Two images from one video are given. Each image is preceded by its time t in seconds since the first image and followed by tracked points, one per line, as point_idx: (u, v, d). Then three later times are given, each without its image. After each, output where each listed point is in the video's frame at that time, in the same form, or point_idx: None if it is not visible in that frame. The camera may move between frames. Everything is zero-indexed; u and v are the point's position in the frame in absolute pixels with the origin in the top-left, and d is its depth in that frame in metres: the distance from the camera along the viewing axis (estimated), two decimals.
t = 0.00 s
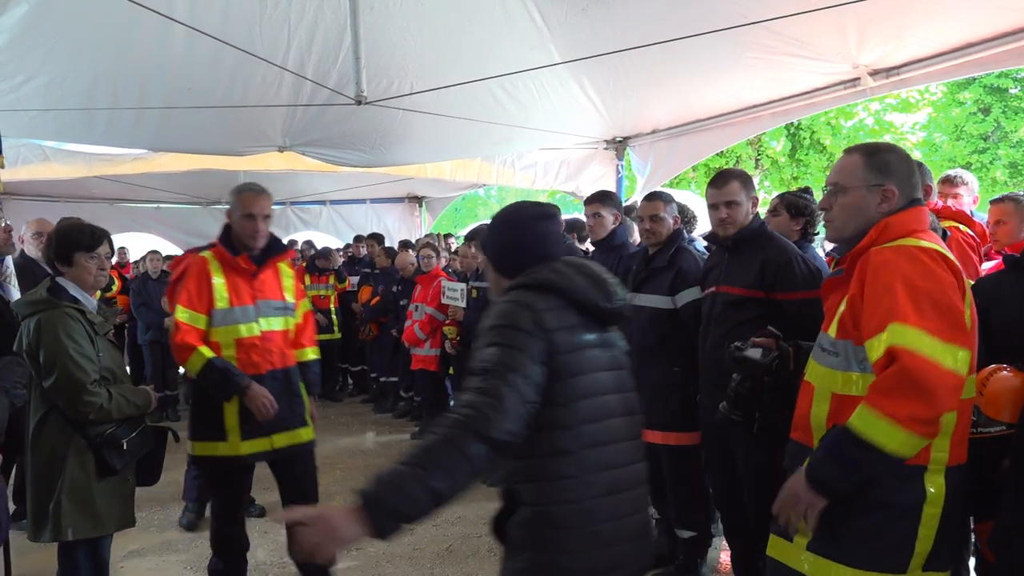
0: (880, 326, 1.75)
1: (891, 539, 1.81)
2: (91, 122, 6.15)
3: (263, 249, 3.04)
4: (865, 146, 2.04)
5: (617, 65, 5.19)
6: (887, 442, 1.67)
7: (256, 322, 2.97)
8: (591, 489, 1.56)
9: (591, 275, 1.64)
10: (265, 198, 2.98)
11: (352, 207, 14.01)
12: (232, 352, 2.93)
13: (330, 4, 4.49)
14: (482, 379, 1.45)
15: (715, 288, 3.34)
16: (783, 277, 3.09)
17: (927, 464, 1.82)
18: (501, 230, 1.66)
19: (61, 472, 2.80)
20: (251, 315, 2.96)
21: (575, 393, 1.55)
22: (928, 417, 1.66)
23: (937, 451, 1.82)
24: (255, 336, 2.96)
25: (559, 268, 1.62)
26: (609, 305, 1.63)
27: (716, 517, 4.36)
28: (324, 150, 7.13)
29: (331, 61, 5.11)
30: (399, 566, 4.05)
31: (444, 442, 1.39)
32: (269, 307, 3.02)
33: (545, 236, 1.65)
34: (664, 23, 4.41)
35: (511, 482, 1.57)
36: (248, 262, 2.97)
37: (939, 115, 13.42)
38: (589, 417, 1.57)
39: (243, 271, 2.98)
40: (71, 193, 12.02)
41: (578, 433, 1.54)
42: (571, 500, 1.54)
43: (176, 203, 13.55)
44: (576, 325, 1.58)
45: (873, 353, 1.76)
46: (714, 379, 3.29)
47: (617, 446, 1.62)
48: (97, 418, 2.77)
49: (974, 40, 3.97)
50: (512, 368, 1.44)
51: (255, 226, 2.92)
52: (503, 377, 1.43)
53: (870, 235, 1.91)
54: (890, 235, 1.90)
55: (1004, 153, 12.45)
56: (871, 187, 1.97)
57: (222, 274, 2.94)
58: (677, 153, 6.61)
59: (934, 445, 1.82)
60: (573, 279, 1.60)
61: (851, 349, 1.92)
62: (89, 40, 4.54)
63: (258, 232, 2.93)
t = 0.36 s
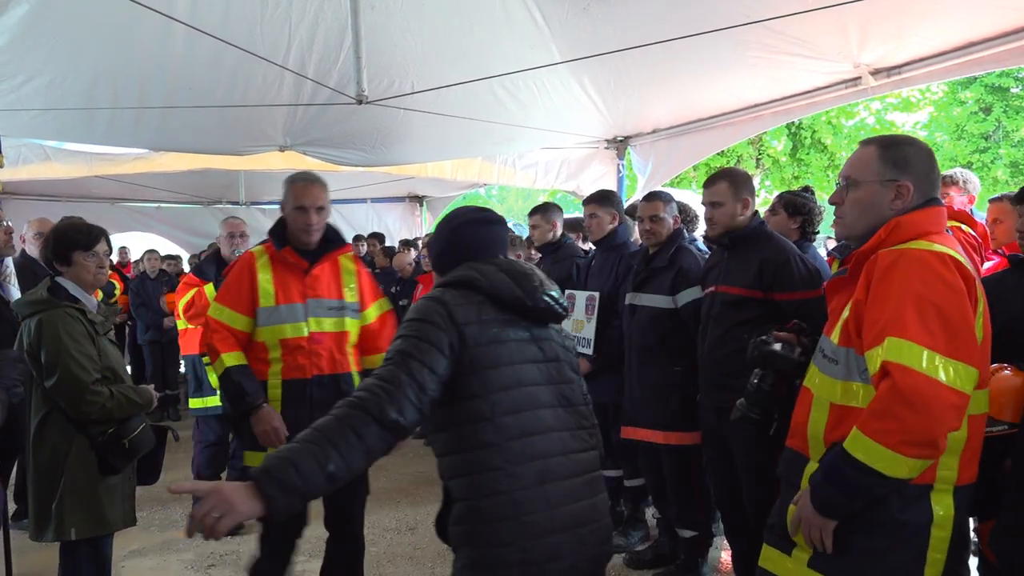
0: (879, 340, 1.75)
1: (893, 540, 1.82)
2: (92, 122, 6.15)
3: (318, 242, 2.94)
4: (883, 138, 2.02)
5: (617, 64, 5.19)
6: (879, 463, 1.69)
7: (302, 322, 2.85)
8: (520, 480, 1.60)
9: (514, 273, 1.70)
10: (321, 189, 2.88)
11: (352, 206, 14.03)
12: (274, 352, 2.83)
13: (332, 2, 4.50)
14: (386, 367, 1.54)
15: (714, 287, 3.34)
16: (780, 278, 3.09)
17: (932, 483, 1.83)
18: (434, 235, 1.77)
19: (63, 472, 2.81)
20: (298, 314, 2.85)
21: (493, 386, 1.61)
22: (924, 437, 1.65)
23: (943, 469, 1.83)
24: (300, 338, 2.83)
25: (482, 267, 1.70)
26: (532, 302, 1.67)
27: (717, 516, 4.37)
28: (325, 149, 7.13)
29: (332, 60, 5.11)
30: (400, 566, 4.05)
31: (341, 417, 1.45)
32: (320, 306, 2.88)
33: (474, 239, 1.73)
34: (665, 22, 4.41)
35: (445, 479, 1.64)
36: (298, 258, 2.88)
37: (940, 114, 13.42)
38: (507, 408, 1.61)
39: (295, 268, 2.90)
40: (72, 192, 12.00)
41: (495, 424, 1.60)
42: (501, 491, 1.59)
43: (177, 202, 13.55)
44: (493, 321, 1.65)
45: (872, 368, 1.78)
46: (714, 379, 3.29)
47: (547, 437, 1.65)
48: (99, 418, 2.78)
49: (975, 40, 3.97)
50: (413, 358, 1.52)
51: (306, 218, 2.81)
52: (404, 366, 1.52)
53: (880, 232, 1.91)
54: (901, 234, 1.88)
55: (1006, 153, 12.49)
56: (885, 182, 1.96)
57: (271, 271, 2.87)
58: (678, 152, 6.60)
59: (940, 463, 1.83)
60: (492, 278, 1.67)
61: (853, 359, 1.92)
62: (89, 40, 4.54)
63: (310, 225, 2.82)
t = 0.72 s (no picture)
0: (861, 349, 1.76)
1: (897, 540, 1.80)
2: (92, 121, 6.15)
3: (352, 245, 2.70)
4: (882, 134, 2.02)
5: (618, 64, 5.19)
6: (861, 472, 1.71)
7: (330, 336, 2.61)
8: (496, 482, 1.61)
9: (498, 272, 1.69)
10: (354, 186, 2.64)
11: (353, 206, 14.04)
12: (298, 369, 2.61)
13: (333, 1, 4.50)
14: (357, 364, 1.56)
15: (713, 287, 3.34)
16: (777, 278, 3.09)
17: (938, 497, 1.81)
18: (422, 229, 1.77)
19: (61, 472, 2.81)
20: (326, 326, 2.61)
21: (470, 388, 1.62)
22: (902, 445, 1.65)
23: (948, 483, 1.82)
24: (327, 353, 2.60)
25: (465, 266, 1.70)
26: (512, 303, 1.67)
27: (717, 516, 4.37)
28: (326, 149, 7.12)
29: (332, 60, 5.10)
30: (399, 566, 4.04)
31: (306, 410, 1.48)
32: (350, 318, 2.63)
33: (461, 237, 1.73)
34: (665, 21, 4.40)
35: (427, 479, 1.66)
36: (327, 265, 2.65)
37: (941, 113, 13.33)
38: (485, 410, 1.63)
39: (325, 276, 2.67)
40: (73, 191, 12.01)
41: (472, 427, 1.61)
42: (475, 494, 1.60)
43: (177, 201, 13.54)
44: (472, 322, 1.66)
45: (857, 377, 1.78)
46: (714, 379, 3.28)
47: (523, 440, 1.65)
48: (97, 418, 2.77)
49: (977, 39, 3.96)
50: (386, 358, 1.55)
51: (334, 219, 2.58)
52: (375, 365, 1.55)
53: (872, 235, 1.91)
54: (890, 236, 1.89)
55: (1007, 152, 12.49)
56: (886, 179, 1.95)
57: (298, 279, 2.65)
58: (679, 151, 6.59)
59: (944, 475, 1.81)
60: (473, 277, 1.67)
61: (844, 368, 1.91)
62: (89, 39, 4.54)
63: (337, 227, 2.59)
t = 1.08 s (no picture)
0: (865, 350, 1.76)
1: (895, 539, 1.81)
2: (92, 121, 6.16)
3: (364, 232, 2.54)
4: (892, 132, 2.02)
5: (618, 63, 5.19)
6: (867, 472, 1.70)
7: (344, 335, 2.46)
8: (499, 490, 1.60)
9: (499, 278, 1.68)
10: (364, 169, 2.48)
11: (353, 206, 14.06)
12: (309, 370, 2.46)
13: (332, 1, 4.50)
14: (349, 372, 1.54)
15: (713, 287, 3.33)
16: (776, 277, 3.09)
17: (935, 499, 1.81)
18: (418, 228, 1.73)
19: (58, 471, 2.81)
20: (340, 324, 2.46)
21: (470, 397, 1.62)
22: (909, 446, 1.65)
23: (946, 486, 1.81)
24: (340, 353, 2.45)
25: (464, 269, 1.68)
26: (513, 308, 1.66)
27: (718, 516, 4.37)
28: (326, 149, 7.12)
29: (332, 59, 5.10)
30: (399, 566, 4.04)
31: (291, 417, 1.45)
32: (366, 316, 2.47)
33: (461, 239, 1.70)
34: (665, 21, 4.41)
35: (427, 488, 1.64)
36: (342, 257, 2.50)
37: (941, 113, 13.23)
38: (489, 419, 1.62)
39: (341, 269, 2.52)
40: (73, 191, 12.01)
41: (474, 436, 1.60)
42: (477, 502, 1.59)
43: (177, 201, 13.54)
44: (471, 329, 1.65)
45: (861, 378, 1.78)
46: (713, 379, 3.28)
47: (526, 448, 1.65)
48: (94, 419, 2.76)
49: (977, 38, 3.96)
50: (381, 366, 1.53)
51: (340, 205, 2.44)
52: (367, 373, 1.52)
53: (877, 234, 1.92)
54: (894, 236, 1.89)
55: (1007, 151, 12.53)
56: (896, 177, 1.95)
57: (312, 271, 2.50)
58: (679, 152, 6.58)
59: (942, 478, 1.81)
60: (471, 283, 1.65)
61: (845, 369, 1.91)
62: (90, 39, 4.54)
63: (342, 213, 2.44)
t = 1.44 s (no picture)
0: (885, 348, 1.75)
1: (896, 534, 1.81)
2: (92, 121, 6.16)
3: (386, 225, 2.34)
4: (896, 131, 2.02)
5: (618, 63, 5.18)
6: (888, 466, 1.69)
7: (356, 335, 2.24)
8: (536, 499, 1.49)
9: (537, 279, 1.55)
10: (386, 156, 2.29)
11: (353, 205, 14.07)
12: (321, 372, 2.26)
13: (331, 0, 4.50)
14: (388, 382, 1.41)
15: (715, 286, 3.34)
16: (779, 276, 3.09)
17: (937, 495, 1.81)
18: (448, 226, 1.60)
19: (55, 471, 2.81)
20: (352, 324, 2.25)
21: (510, 404, 1.50)
22: (934, 441, 1.64)
23: (949, 482, 1.81)
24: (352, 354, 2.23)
25: (502, 270, 1.55)
26: (553, 310, 1.54)
27: (718, 515, 4.37)
28: (325, 149, 7.12)
29: (332, 59, 5.10)
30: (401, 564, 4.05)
31: (335, 433, 1.34)
32: (380, 315, 2.23)
33: (496, 237, 1.56)
34: (665, 21, 4.40)
35: (455, 491, 1.54)
36: (358, 251, 2.30)
37: (941, 113, 13.35)
38: (525, 424, 1.50)
39: (358, 264, 2.31)
40: (73, 191, 12.01)
41: (512, 444, 1.48)
42: (513, 509, 1.47)
43: (177, 201, 13.53)
44: (511, 333, 1.52)
45: (879, 375, 1.77)
46: (715, 378, 3.28)
47: (564, 457, 1.53)
48: (91, 419, 2.77)
49: (978, 37, 3.95)
50: (422, 375, 1.40)
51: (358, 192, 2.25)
52: (408, 384, 1.39)
53: (882, 234, 1.91)
54: (900, 236, 1.89)
55: (1007, 151, 12.55)
56: (901, 177, 1.95)
57: (329, 266, 2.32)
58: (679, 151, 6.57)
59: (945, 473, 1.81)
60: (511, 285, 1.52)
61: (851, 366, 1.92)
62: (89, 38, 4.54)
63: (360, 200, 2.25)
